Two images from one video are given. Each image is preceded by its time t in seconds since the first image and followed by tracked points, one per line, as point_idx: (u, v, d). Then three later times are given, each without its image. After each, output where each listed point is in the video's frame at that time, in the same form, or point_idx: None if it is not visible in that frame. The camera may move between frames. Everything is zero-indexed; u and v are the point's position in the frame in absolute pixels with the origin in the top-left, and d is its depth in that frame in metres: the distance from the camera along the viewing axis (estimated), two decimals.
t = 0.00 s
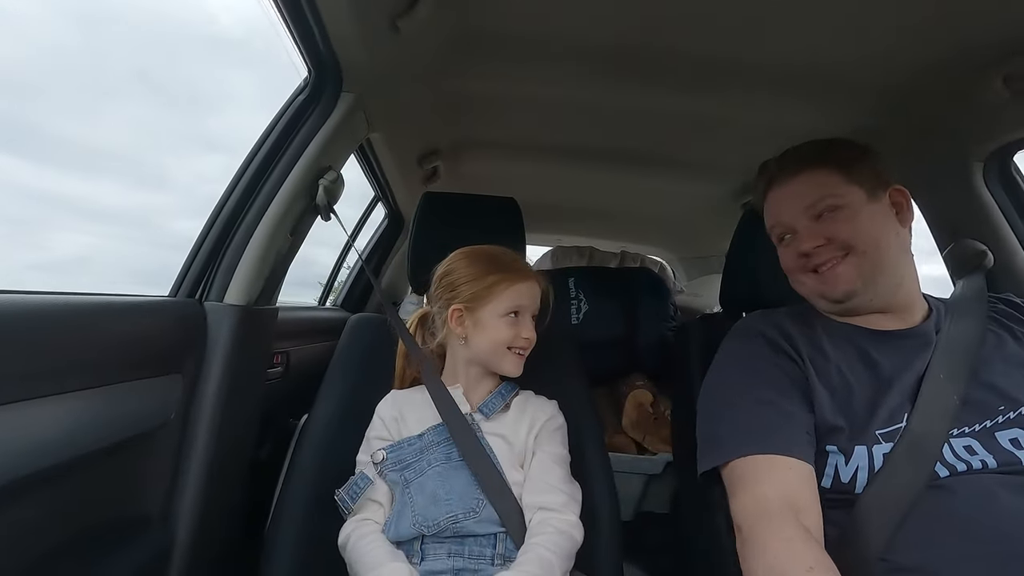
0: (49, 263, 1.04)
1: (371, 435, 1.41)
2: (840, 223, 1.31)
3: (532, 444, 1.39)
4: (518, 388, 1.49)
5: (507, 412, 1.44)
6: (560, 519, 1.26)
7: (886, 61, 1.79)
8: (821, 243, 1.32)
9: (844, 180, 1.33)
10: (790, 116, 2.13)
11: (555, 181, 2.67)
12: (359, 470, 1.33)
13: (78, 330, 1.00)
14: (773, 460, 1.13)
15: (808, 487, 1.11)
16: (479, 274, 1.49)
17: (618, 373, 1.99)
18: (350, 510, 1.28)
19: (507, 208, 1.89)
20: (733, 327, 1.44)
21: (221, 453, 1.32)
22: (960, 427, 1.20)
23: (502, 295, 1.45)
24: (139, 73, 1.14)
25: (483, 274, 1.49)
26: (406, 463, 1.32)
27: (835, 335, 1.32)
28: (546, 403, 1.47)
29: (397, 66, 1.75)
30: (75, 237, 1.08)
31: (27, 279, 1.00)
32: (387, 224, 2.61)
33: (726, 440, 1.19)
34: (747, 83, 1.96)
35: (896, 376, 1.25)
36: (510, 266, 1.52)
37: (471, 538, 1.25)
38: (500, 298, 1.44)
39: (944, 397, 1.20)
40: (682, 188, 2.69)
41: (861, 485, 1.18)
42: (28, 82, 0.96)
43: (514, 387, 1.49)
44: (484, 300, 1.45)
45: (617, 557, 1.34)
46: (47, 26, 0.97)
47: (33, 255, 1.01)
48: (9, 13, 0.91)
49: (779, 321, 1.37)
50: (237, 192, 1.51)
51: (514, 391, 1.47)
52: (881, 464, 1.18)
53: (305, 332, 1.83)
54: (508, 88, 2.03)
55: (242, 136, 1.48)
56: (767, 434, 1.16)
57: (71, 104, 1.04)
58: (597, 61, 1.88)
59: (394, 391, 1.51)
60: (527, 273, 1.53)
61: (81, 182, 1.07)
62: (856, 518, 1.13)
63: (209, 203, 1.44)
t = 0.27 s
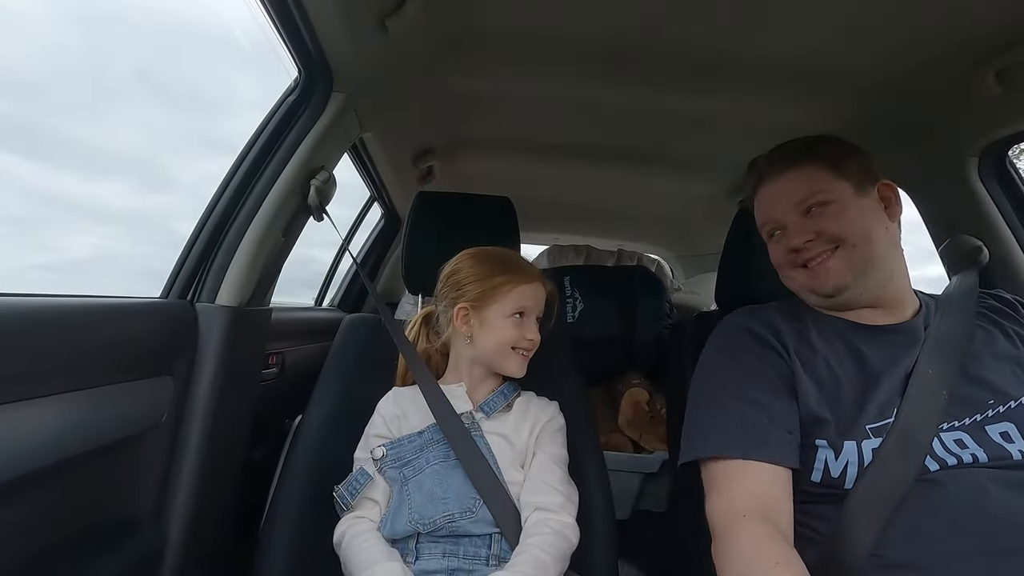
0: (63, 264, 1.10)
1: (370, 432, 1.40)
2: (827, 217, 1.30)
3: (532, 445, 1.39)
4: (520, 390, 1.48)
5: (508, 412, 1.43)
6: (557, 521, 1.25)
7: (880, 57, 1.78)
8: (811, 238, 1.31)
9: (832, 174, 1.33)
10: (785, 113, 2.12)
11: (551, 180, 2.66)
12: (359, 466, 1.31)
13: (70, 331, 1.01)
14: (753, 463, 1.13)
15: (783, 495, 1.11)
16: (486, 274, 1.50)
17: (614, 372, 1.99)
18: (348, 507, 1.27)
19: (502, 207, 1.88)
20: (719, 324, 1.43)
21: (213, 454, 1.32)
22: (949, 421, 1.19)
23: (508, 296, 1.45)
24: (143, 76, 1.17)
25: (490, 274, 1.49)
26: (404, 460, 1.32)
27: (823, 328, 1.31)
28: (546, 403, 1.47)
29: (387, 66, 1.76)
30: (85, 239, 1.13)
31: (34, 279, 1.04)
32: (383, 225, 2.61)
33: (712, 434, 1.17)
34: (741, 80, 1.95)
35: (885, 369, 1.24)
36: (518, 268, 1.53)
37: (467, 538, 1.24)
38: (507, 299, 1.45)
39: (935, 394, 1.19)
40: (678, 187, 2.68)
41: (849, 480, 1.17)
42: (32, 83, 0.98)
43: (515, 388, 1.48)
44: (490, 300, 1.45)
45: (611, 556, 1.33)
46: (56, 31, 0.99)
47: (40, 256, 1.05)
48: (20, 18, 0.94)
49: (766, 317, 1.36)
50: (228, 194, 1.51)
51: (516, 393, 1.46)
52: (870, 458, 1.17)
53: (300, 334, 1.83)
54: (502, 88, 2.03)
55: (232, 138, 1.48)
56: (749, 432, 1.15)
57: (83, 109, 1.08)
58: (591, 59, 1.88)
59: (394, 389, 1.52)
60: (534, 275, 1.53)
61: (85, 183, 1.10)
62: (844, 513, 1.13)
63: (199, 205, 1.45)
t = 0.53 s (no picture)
0: (77, 265, 1.12)
1: (366, 438, 1.40)
2: (835, 216, 1.30)
3: (530, 444, 1.39)
4: (516, 389, 1.48)
5: (505, 411, 1.43)
6: (557, 520, 1.25)
7: (881, 57, 1.78)
8: (819, 236, 1.30)
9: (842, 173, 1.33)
10: (786, 113, 2.12)
11: (553, 181, 2.66)
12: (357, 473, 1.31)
13: (77, 334, 1.02)
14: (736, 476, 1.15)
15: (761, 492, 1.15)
16: (474, 275, 1.49)
17: (616, 372, 1.99)
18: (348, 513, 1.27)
19: (504, 208, 1.88)
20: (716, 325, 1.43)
21: (215, 457, 1.32)
22: (948, 420, 1.18)
23: (496, 296, 1.45)
24: (149, 77, 1.18)
25: (479, 275, 1.49)
26: (403, 464, 1.31)
27: (820, 327, 1.31)
28: (544, 403, 1.47)
29: (388, 68, 1.76)
30: (94, 239, 1.15)
31: (50, 281, 1.06)
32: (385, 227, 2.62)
33: (702, 441, 1.18)
34: (742, 80, 1.95)
35: (880, 368, 1.24)
36: (506, 267, 1.52)
37: (469, 539, 1.24)
38: (495, 299, 1.44)
39: (932, 392, 1.18)
40: (680, 187, 2.68)
41: (846, 478, 1.17)
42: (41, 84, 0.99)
43: (512, 387, 1.48)
44: (477, 301, 1.45)
45: (613, 556, 1.33)
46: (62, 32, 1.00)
47: (57, 258, 1.07)
48: (32, 22, 0.95)
49: (761, 318, 1.36)
50: (230, 196, 1.51)
51: (513, 390, 1.46)
52: (867, 457, 1.16)
53: (302, 335, 1.84)
54: (503, 89, 2.04)
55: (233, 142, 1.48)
56: (737, 443, 1.16)
57: (94, 110, 1.10)
58: (591, 60, 1.88)
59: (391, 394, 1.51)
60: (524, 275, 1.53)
61: (94, 184, 1.11)
62: (842, 513, 1.13)
63: (200, 207, 1.45)
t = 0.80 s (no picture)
0: (87, 266, 1.14)
1: (366, 443, 1.38)
2: (939, 199, 1.29)
3: (528, 445, 1.39)
4: (513, 389, 1.48)
5: (503, 413, 1.42)
6: (559, 521, 1.26)
7: (883, 57, 1.78)
8: (926, 207, 1.26)
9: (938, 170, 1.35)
10: (788, 113, 2.12)
11: (555, 181, 2.66)
12: (357, 477, 1.30)
13: (84, 336, 1.02)
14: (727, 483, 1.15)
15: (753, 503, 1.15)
16: (442, 274, 1.46)
17: (618, 372, 1.99)
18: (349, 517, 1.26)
19: (504, 208, 1.88)
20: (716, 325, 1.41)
21: (218, 459, 1.32)
22: (954, 420, 1.19)
23: (456, 297, 1.40)
24: (153, 80, 1.18)
25: (446, 274, 1.45)
26: (403, 468, 1.30)
27: (822, 325, 1.29)
28: (542, 403, 1.46)
29: (390, 69, 1.76)
30: (101, 240, 1.16)
31: (58, 283, 1.08)
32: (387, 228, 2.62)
33: (703, 449, 1.18)
34: (744, 80, 1.95)
35: (882, 368, 1.23)
36: (479, 263, 1.46)
37: (471, 541, 1.24)
38: (454, 300, 1.40)
39: (937, 393, 1.19)
40: (682, 187, 2.68)
41: (851, 479, 1.16)
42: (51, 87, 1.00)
43: (508, 387, 1.47)
44: (441, 303, 1.42)
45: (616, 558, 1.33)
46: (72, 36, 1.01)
47: (66, 260, 1.09)
48: (41, 25, 0.96)
49: (761, 320, 1.34)
50: (232, 198, 1.51)
51: (510, 392, 1.46)
52: (872, 458, 1.16)
53: (304, 336, 1.84)
54: (505, 90, 2.04)
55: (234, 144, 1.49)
56: (732, 453, 1.17)
57: (104, 112, 1.11)
58: (593, 61, 1.88)
59: (390, 398, 1.50)
60: (498, 273, 1.45)
61: (101, 186, 1.12)
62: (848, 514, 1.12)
63: (202, 210, 1.45)
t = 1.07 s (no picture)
0: (94, 267, 1.15)
1: (363, 448, 1.37)
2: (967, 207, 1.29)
3: (525, 444, 1.39)
4: (508, 389, 1.47)
5: (500, 413, 1.42)
6: (559, 519, 1.25)
7: (886, 56, 1.78)
8: (959, 210, 1.25)
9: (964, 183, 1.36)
10: (788, 114, 2.12)
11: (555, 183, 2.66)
12: (356, 483, 1.29)
13: (85, 337, 1.03)
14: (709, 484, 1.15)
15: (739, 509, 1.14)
16: (437, 276, 1.45)
17: (619, 374, 1.99)
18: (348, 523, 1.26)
19: (505, 210, 1.89)
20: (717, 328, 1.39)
21: (219, 462, 1.32)
22: (959, 422, 1.19)
23: (449, 302, 1.40)
24: (158, 82, 1.19)
25: (441, 277, 1.44)
26: (402, 472, 1.29)
27: (826, 329, 1.29)
28: (538, 403, 1.45)
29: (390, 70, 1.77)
30: (108, 240, 1.16)
31: (65, 283, 1.09)
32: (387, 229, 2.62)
33: (701, 448, 1.18)
34: (745, 80, 1.95)
35: (886, 368, 1.23)
36: (474, 266, 1.45)
37: (472, 542, 1.24)
38: (450, 303, 1.40)
39: (944, 395, 1.18)
40: (682, 188, 2.68)
41: (856, 479, 1.15)
42: (58, 90, 1.01)
43: (504, 387, 1.47)
44: (435, 307, 1.42)
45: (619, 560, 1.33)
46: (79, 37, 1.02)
47: (75, 261, 1.10)
48: (48, 28, 0.97)
49: (769, 328, 1.31)
50: (233, 200, 1.51)
51: (505, 392, 1.45)
52: (877, 458, 1.15)
53: (305, 339, 1.83)
54: (506, 91, 2.04)
55: (235, 147, 1.48)
56: (720, 456, 1.16)
57: (109, 114, 1.12)
58: (594, 62, 1.88)
59: (386, 402, 1.48)
60: (495, 278, 1.44)
61: (106, 187, 1.13)
62: (853, 515, 1.12)
63: (203, 213, 1.45)
